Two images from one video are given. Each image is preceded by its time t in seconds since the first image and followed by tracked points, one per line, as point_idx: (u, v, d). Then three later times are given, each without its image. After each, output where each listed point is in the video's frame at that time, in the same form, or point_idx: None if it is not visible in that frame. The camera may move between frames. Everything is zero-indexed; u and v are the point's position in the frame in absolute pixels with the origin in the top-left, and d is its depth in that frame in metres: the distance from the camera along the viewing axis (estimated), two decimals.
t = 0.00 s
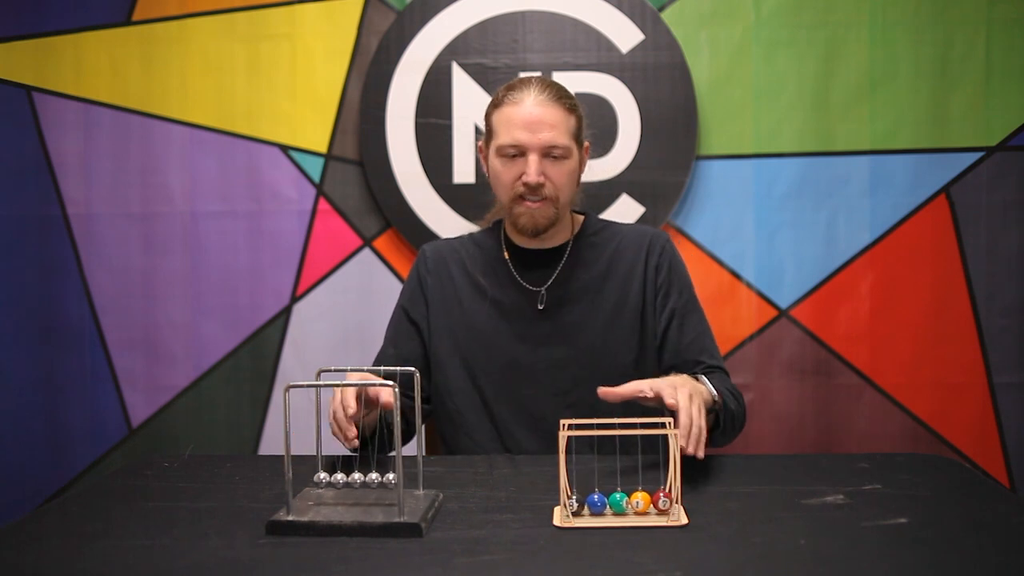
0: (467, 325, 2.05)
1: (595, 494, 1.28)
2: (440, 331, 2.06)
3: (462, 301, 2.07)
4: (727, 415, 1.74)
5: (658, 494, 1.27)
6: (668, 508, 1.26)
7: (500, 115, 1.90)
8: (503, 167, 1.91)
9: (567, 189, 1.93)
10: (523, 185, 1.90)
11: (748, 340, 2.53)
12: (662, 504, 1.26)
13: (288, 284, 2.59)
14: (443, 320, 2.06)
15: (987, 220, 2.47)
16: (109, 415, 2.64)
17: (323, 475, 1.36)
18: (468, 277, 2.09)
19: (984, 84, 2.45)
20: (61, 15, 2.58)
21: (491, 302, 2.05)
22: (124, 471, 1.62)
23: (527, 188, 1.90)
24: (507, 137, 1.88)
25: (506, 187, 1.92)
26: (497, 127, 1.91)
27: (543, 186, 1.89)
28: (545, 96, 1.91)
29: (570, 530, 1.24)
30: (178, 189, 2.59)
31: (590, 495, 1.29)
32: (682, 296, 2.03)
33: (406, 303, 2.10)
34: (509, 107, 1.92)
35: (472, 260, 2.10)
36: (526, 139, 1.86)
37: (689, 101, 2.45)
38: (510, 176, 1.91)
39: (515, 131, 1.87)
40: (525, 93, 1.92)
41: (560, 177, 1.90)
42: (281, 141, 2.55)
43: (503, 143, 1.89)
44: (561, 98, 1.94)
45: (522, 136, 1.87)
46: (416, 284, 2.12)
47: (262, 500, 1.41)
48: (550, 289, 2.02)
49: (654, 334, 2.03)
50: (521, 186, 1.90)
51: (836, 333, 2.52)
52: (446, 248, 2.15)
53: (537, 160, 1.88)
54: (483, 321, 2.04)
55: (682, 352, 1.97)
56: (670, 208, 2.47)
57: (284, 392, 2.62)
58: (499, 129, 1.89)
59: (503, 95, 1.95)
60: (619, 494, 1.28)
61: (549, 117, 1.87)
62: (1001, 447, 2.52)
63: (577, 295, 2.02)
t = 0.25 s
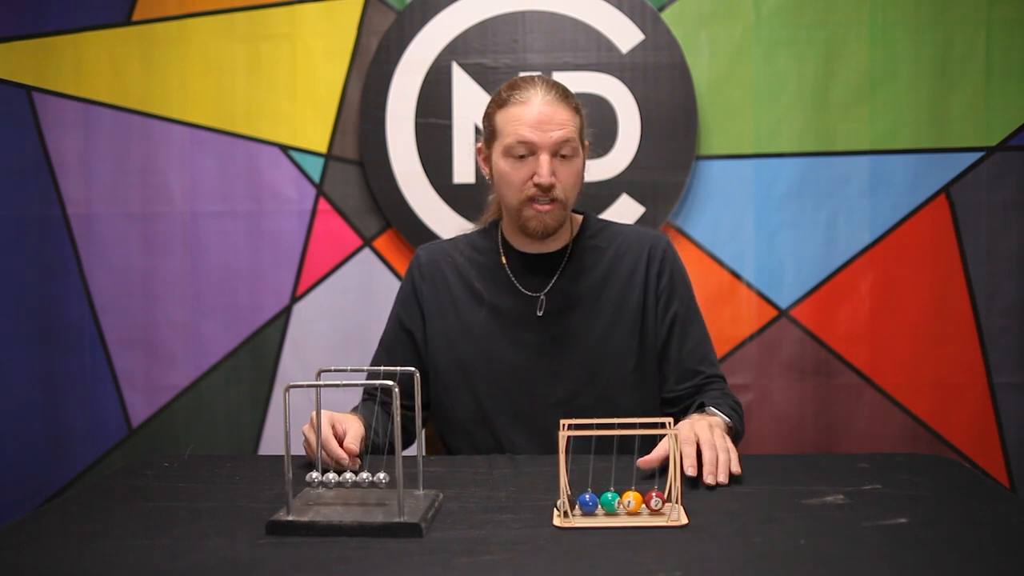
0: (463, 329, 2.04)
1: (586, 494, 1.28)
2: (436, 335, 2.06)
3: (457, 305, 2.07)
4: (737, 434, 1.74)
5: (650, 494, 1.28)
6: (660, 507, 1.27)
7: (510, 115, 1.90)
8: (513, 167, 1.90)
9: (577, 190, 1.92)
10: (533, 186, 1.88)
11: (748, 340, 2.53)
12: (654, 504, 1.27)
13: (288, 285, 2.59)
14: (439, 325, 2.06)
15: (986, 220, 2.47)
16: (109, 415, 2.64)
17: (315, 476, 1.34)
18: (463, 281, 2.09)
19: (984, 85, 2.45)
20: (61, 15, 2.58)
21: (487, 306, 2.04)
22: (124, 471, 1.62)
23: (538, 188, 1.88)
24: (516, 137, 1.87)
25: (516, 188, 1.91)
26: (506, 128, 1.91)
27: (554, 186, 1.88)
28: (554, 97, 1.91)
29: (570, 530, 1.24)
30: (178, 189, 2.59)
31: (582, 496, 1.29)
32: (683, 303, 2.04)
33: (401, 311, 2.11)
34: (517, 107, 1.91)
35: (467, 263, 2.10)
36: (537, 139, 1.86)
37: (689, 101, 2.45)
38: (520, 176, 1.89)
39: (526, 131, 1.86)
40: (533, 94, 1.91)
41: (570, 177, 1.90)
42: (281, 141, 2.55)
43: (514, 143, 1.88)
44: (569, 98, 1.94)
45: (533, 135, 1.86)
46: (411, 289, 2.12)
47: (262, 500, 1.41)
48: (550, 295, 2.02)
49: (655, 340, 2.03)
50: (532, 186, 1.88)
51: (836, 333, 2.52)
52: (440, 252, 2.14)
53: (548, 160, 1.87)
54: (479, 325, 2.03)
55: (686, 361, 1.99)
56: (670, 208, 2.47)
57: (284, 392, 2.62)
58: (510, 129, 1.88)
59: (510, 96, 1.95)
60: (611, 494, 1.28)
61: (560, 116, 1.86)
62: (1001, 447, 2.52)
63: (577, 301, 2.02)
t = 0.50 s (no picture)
0: (461, 332, 2.04)
1: (606, 494, 1.28)
2: (433, 337, 2.06)
3: (455, 309, 2.06)
4: (735, 444, 1.75)
5: (667, 493, 1.28)
6: (676, 507, 1.27)
7: (503, 111, 1.90)
8: (509, 163, 1.89)
9: (575, 186, 1.91)
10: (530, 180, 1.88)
11: (748, 340, 2.53)
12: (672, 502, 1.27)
13: (288, 285, 2.59)
14: (436, 328, 2.06)
15: (986, 220, 2.47)
16: (109, 415, 2.64)
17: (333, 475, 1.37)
18: (461, 285, 2.08)
19: (984, 85, 2.45)
20: (61, 15, 2.58)
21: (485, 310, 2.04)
22: (124, 471, 1.62)
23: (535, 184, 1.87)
24: (511, 131, 1.87)
25: (513, 184, 1.90)
26: (500, 124, 1.91)
27: (551, 181, 1.87)
28: (546, 91, 1.91)
29: (570, 530, 1.24)
30: (178, 189, 2.59)
31: (601, 495, 1.29)
32: (684, 312, 2.05)
33: (398, 315, 2.11)
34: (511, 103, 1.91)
35: (465, 267, 2.10)
36: (532, 132, 1.86)
37: (689, 101, 2.45)
38: (516, 172, 1.89)
39: (520, 124, 1.86)
40: (526, 89, 1.92)
41: (566, 172, 1.89)
42: (281, 141, 2.55)
43: (509, 138, 1.88)
44: (564, 93, 1.95)
45: (528, 128, 1.86)
46: (408, 293, 2.12)
47: (262, 500, 1.41)
48: (551, 304, 2.01)
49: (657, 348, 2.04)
50: (529, 181, 1.87)
51: (836, 333, 2.52)
52: (437, 255, 2.14)
53: (543, 153, 1.86)
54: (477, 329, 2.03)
55: (689, 373, 2.01)
56: (670, 208, 2.47)
57: (283, 392, 2.62)
58: (504, 125, 1.88)
59: (504, 93, 1.96)
60: (630, 493, 1.28)
61: (553, 109, 1.87)
62: (1001, 447, 2.52)
63: (578, 309, 2.01)
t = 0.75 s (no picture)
0: (459, 337, 2.04)
1: (582, 494, 1.29)
2: (431, 341, 2.06)
3: (453, 313, 2.06)
4: (735, 444, 1.75)
5: (646, 494, 1.28)
6: (655, 507, 1.27)
7: (506, 131, 1.84)
8: (510, 185, 1.85)
9: (577, 205, 1.88)
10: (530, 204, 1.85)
11: (748, 340, 2.53)
12: (649, 503, 1.27)
13: (288, 285, 2.59)
14: (434, 332, 2.06)
15: (986, 220, 2.47)
16: (109, 415, 2.64)
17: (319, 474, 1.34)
18: (458, 288, 2.08)
19: (984, 85, 2.45)
20: (61, 15, 2.58)
21: (483, 314, 2.03)
22: (124, 471, 1.62)
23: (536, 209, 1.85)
24: (511, 154, 1.82)
25: (513, 206, 1.87)
26: (502, 143, 1.85)
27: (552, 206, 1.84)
28: (550, 110, 1.84)
29: (570, 530, 1.24)
30: (178, 189, 2.59)
31: (577, 496, 1.29)
32: (686, 317, 2.05)
33: (395, 319, 2.11)
34: (513, 121, 1.85)
35: (462, 270, 2.09)
36: (534, 158, 1.81)
37: (689, 101, 2.45)
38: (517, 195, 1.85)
39: (523, 150, 1.81)
40: (529, 107, 1.85)
41: (569, 194, 1.86)
42: (281, 141, 2.55)
43: (510, 162, 1.83)
44: (567, 108, 1.88)
45: (530, 154, 1.81)
46: (405, 297, 2.12)
47: (262, 500, 1.41)
48: (551, 311, 1.99)
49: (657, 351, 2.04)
50: (529, 206, 1.85)
51: (836, 333, 2.52)
52: (434, 258, 2.13)
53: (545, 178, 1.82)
54: (475, 333, 2.03)
55: (690, 377, 2.02)
56: (670, 208, 2.47)
57: (284, 392, 2.62)
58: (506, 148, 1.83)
59: (505, 107, 1.89)
60: (606, 494, 1.28)
61: (557, 133, 1.81)
62: (1001, 447, 2.52)
63: (578, 316, 2.00)
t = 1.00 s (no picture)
0: (459, 339, 2.04)
1: (604, 494, 1.28)
2: (431, 344, 2.06)
3: (452, 316, 2.06)
4: (735, 444, 1.75)
5: (667, 494, 1.28)
6: (674, 508, 1.27)
7: (500, 143, 1.83)
8: (505, 198, 1.85)
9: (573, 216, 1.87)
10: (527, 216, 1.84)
11: (748, 340, 2.53)
12: (669, 503, 1.26)
13: (288, 285, 2.59)
14: (433, 335, 2.06)
15: (986, 221, 2.47)
16: (109, 415, 2.64)
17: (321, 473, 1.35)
18: (458, 291, 2.07)
19: (984, 85, 2.45)
20: (61, 15, 2.58)
21: (483, 317, 2.03)
22: (124, 471, 1.62)
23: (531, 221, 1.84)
24: (507, 167, 1.81)
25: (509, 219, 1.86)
26: (497, 155, 1.84)
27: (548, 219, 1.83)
28: (545, 121, 1.83)
29: (570, 530, 1.24)
30: (178, 189, 2.59)
31: (599, 495, 1.29)
32: (686, 319, 2.05)
33: (394, 322, 2.11)
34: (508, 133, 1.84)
35: (461, 273, 2.09)
36: (529, 171, 1.80)
37: (689, 101, 2.45)
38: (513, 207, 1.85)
39: (517, 164, 1.80)
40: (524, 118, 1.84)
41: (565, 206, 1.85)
42: (281, 141, 2.55)
43: (506, 174, 1.82)
44: (563, 118, 1.86)
45: (524, 168, 1.80)
46: (404, 299, 2.11)
47: (262, 500, 1.41)
48: (551, 315, 2.00)
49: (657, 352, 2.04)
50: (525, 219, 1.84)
51: (836, 333, 2.52)
52: (432, 260, 2.13)
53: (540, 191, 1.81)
54: (474, 336, 2.03)
55: (690, 377, 2.02)
56: (670, 208, 2.47)
57: (284, 392, 2.62)
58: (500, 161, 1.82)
59: (501, 117, 1.88)
60: (628, 494, 1.28)
61: (552, 145, 1.79)
62: (1001, 447, 2.52)
63: (579, 319, 2.00)
